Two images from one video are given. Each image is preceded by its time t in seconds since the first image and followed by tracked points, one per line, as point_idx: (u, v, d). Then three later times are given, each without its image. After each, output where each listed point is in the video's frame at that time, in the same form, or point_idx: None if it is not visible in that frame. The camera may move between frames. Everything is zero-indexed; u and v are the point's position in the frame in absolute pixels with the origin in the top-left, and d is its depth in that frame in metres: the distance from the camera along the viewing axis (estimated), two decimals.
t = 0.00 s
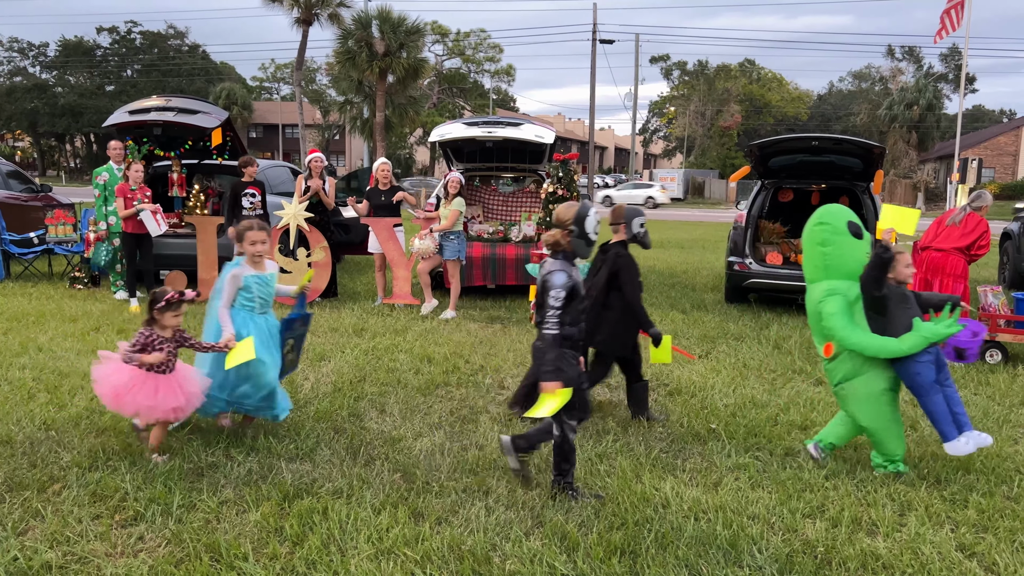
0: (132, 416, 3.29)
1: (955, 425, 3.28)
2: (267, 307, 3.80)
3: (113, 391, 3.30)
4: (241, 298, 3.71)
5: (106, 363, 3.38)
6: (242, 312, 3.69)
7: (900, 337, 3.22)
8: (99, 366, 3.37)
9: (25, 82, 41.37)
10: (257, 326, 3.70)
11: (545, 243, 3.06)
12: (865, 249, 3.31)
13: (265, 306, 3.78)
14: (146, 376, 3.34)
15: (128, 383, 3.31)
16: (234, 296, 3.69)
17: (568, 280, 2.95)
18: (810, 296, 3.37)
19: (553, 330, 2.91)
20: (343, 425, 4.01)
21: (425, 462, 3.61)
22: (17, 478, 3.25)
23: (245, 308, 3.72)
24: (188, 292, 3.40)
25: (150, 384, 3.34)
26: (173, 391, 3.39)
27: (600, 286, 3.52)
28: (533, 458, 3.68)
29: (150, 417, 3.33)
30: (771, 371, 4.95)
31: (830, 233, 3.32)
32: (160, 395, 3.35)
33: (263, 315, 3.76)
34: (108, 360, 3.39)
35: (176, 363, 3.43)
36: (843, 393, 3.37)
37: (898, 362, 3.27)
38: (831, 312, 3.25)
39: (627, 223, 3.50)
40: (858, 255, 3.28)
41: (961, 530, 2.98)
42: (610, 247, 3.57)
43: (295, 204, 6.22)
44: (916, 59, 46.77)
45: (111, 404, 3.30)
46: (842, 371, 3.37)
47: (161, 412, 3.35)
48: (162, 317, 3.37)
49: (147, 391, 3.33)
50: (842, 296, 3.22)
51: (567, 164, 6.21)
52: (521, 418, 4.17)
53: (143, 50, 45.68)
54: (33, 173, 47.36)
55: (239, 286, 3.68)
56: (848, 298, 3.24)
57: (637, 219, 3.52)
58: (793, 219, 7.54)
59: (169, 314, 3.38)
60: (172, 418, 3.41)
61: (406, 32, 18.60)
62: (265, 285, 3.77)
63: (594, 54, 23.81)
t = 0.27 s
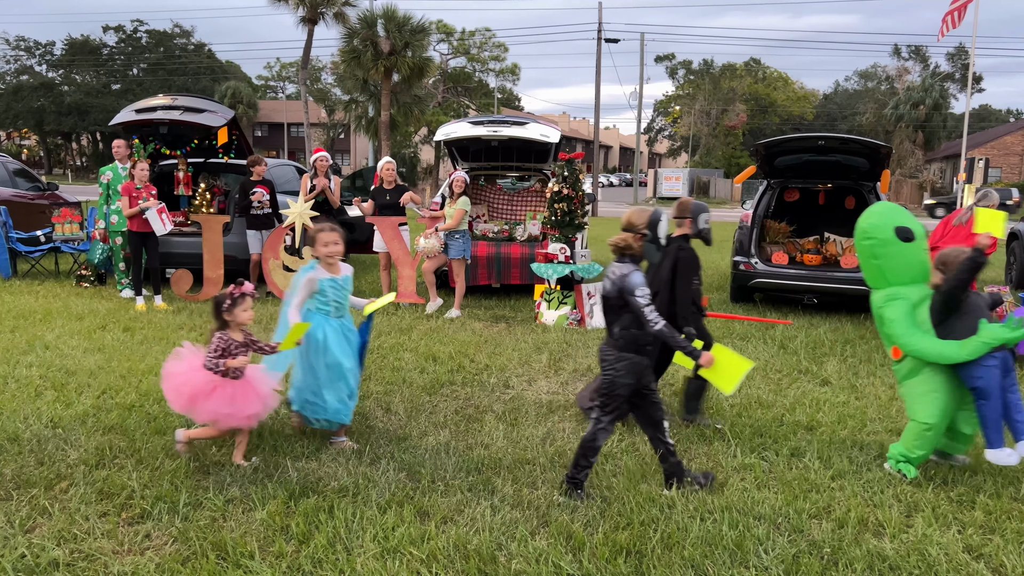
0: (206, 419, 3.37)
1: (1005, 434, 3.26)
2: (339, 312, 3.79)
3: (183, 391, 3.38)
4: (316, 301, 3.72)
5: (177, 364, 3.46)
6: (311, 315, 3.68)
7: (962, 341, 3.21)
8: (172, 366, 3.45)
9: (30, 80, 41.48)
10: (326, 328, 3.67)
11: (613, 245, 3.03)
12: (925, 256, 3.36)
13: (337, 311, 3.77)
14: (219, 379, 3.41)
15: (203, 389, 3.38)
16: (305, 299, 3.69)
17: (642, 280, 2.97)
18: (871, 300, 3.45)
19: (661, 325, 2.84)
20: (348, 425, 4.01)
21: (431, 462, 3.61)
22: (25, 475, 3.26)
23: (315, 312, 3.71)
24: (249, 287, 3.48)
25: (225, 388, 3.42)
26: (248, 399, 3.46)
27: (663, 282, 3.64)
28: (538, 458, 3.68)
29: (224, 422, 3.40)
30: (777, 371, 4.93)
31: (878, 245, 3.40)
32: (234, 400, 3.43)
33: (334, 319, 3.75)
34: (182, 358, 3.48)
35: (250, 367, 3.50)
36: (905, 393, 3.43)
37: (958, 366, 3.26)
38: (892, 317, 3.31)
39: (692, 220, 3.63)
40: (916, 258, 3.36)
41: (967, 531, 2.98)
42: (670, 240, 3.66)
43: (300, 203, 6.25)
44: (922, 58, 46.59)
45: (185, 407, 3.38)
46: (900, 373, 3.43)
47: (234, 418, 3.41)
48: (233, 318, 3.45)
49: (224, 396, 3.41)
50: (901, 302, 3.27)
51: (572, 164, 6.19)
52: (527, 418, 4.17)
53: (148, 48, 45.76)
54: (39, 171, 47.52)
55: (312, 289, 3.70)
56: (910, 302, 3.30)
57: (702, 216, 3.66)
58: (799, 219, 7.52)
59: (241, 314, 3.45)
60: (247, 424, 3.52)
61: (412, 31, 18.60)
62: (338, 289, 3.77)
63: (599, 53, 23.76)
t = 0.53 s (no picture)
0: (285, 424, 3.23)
1: None
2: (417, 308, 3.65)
3: (259, 399, 3.22)
4: (396, 296, 3.56)
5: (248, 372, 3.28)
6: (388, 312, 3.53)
7: None
8: (245, 374, 3.26)
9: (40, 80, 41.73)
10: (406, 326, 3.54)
11: (690, 240, 3.20)
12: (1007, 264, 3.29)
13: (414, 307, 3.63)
14: (294, 382, 3.25)
15: (278, 394, 3.21)
16: (384, 295, 3.51)
17: (713, 275, 3.07)
18: (956, 312, 3.27)
19: (703, 325, 3.04)
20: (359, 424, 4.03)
21: (442, 462, 3.63)
22: (39, 473, 3.29)
23: (394, 307, 3.55)
24: (313, 287, 3.29)
25: (302, 391, 3.25)
26: (326, 398, 3.30)
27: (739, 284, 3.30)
28: (549, 457, 3.69)
29: (304, 423, 3.26)
30: (787, 371, 4.91)
31: (977, 250, 3.22)
32: (312, 400, 3.27)
33: (414, 315, 3.61)
34: (254, 364, 3.29)
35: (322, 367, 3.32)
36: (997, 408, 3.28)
37: None
38: (989, 331, 3.18)
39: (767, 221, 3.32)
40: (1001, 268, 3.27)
41: (981, 532, 2.97)
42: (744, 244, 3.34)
43: (311, 203, 6.22)
44: (932, 56, 46.31)
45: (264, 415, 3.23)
46: (992, 386, 3.27)
47: (314, 418, 3.26)
48: (300, 319, 3.24)
49: (302, 398, 3.25)
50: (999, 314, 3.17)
51: (581, 164, 6.18)
52: (538, 418, 4.17)
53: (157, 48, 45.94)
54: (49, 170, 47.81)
55: (395, 284, 3.51)
56: (1005, 313, 3.20)
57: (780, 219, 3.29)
58: (811, 219, 7.46)
59: (309, 315, 3.25)
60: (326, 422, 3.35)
61: (421, 31, 18.62)
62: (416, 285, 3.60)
63: (608, 52, 23.71)
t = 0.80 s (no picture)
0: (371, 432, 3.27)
1: None
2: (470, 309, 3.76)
3: (340, 406, 3.28)
4: (448, 299, 3.67)
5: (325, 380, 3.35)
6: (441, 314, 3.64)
7: None
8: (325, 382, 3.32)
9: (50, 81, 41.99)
10: (462, 327, 3.65)
11: (762, 246, 3.03)
12: None
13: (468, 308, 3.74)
14: (377, 387, 3.31)
15: (361, 399, 3.27)
16: (437, 298, 3.64)
17: (785, 281, 2.95)
18: None
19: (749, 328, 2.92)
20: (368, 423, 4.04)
21: (451, 461, 3.63)
22: (51, 472, 3.31)
23: (449, 309, 3.66)
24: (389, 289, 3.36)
25: (381, 394, 3.31)
26: (410, 403, 3.36)
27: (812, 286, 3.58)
28: (558, 457, 3.69)
29: (388, 429, 3.30)
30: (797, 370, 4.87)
31: None
32: (395, 405, 3.32)
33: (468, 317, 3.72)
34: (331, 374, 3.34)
35: (401, 370, 3.39)
36: None
37: None
38: None
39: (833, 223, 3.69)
40: None
41: (992, 531, 2.96)
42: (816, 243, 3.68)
43: (319, 203, 6.28)
44: (942, 54, 46.03)
45: (349, 423, 3.27)
46: None
47: (398, 423, 3.32)
48: (377, 321, 3.35)
49: (386, 404, 3.31)
50: None
51: (589, 162, 6.15)
52: (546, 418, 4.17)
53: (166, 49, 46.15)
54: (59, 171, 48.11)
55: (447, 287, 3.62)
56: None
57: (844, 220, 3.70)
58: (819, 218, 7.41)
59: (384, 318, 3.35)
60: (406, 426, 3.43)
61: (428, 30, 18.63)
62: (467, 286, 3.71)
63: (616, 51, 23.64)
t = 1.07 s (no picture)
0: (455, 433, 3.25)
1: None
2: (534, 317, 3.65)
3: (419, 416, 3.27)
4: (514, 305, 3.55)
5: (398, 398, 3.33)
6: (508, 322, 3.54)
7: None
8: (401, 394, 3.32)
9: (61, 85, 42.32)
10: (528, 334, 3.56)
11: (836, 240, 3.06)
12: None
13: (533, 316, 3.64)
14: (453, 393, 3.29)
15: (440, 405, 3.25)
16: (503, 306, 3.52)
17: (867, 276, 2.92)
18: None
19: (857, 330, 2.89)
20: (378, 422, 4.05)
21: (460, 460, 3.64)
22: (63, 472, 3.34)
23: (515, 317, 3.55)
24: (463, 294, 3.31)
25: (460, 398, 3.31)
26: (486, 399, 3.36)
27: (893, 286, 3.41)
28: (567, 456, 3.69)
29: (471, 427, 3.29)
30: (808, 368, 4.85)
31: None
32: (472, 404, 3.32)
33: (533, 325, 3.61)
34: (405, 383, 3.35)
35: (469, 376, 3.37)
36: None
37: None
38: None
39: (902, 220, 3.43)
40: None
41: (1004, 530, 2.95)
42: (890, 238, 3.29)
43: (328, 204, 6.34)
44: (952, 50, 45.65)
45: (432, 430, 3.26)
46: None
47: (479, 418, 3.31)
48: (450, 327, 3.32)
49: (465, 404, 3.31)
50: None
51: (597, 161, 6.13)
52: (555, 416, 4.16)
53: (176, 52, 46.40)
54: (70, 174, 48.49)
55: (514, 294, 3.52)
56: None
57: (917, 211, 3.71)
58: (830, 214, 7.41)
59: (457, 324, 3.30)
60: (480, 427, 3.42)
61: (436, 30, 18.65)
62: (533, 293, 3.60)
63: (624, 50, 23.56)
